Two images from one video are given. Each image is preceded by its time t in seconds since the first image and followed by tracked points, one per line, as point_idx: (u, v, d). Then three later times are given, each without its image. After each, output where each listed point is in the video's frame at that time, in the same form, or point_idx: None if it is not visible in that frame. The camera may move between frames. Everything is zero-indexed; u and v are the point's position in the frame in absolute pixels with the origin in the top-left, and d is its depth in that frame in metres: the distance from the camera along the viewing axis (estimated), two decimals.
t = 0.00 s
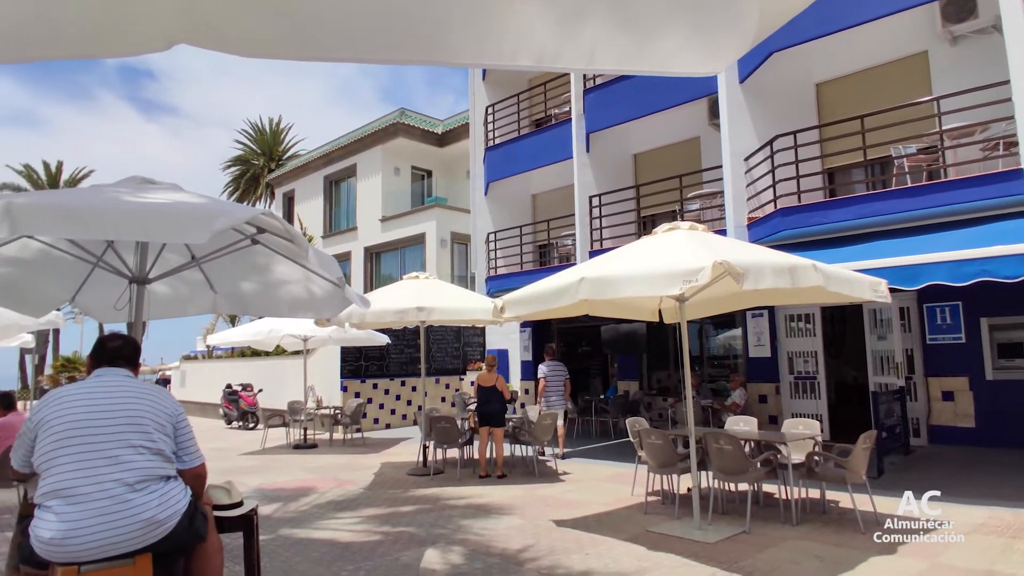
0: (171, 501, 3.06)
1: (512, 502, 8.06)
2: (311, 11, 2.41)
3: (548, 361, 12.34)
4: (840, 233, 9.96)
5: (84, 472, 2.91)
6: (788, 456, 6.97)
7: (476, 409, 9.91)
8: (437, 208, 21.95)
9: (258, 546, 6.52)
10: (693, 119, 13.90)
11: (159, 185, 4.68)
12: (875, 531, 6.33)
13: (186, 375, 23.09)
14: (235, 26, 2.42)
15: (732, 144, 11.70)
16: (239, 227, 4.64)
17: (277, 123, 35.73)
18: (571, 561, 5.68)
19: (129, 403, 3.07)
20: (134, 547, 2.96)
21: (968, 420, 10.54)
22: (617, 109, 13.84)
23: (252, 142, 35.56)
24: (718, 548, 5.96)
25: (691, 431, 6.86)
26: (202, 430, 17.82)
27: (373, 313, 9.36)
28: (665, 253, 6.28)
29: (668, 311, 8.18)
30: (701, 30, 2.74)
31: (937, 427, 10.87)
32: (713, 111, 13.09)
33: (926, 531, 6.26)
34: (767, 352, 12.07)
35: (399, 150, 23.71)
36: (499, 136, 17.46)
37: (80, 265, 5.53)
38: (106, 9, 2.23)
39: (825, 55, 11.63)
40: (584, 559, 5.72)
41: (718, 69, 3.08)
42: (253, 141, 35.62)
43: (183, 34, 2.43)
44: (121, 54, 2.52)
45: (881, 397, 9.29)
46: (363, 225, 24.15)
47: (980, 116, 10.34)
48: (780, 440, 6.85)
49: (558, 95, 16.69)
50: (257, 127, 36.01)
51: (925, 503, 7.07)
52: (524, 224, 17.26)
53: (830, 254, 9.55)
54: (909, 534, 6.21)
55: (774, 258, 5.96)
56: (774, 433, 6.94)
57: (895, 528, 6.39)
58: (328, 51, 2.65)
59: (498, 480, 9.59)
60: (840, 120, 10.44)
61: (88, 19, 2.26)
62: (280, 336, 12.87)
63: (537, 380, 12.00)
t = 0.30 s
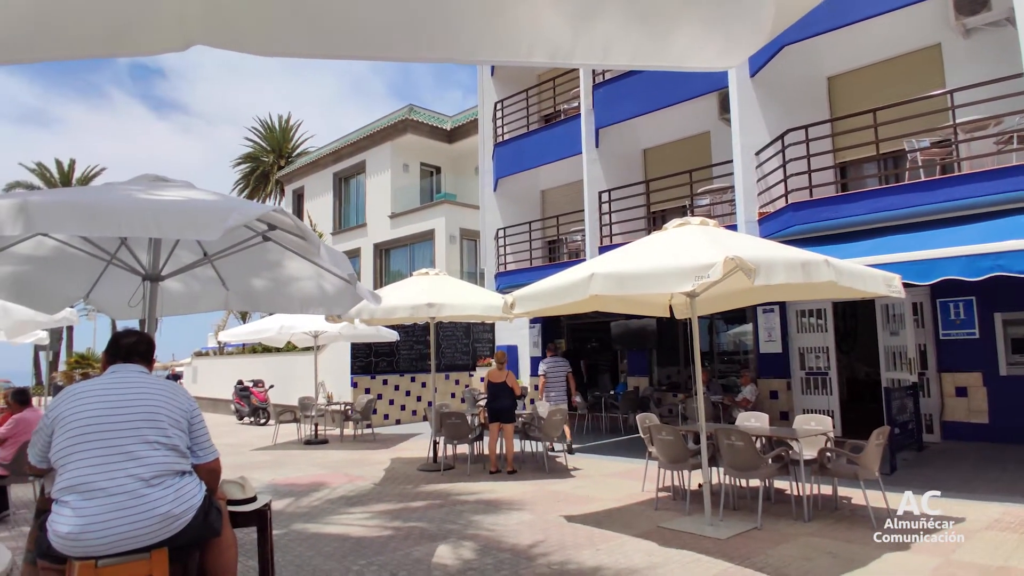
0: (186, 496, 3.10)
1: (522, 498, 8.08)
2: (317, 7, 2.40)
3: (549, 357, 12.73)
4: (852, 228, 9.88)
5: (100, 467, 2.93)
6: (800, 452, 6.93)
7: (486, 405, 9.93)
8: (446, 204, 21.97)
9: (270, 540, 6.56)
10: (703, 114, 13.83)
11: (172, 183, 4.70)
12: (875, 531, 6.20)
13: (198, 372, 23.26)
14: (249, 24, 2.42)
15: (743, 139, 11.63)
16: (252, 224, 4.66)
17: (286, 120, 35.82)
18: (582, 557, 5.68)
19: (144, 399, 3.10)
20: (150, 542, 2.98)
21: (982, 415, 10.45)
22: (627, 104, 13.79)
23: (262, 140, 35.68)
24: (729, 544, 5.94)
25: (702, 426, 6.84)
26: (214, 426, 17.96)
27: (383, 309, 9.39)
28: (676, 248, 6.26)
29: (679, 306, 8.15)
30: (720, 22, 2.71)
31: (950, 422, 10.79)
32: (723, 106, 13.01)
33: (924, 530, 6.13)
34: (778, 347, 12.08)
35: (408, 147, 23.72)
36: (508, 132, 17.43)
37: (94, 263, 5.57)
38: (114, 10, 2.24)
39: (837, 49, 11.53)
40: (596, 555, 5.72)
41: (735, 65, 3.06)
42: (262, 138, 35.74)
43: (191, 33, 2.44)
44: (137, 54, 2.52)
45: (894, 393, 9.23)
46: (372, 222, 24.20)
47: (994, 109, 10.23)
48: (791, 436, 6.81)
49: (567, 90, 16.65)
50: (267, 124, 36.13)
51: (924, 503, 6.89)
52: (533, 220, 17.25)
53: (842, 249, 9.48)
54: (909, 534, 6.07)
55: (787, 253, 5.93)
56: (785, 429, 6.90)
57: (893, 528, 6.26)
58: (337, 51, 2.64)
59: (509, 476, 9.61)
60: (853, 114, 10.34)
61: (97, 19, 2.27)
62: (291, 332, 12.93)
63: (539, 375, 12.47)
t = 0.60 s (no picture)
0: (198, 491, 3.12)
1: (531, 493, 8.09)
2: (323, 3, 2.39)
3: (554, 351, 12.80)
4: (863, 223, 9.82)
5: (113, 462, 2.96)
6: (810, 447, 6.90)
7: (495, 401, 9.94)
8: (454, 200, 21.99)
9: (281, 535, 6.61)
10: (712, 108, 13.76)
11: (182, 180, 4.73)
12: (875, 531, 6.06)
13: (208, 368, 23.43)
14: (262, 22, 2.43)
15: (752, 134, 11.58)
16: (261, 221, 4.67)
17: (294, 117, 35.89)
18: (592, 552, 5.69)
19: (156, 394, 3.13)
20: (164, 536, 3.01)
21: (994, 411, 10.36)
22: (635, 99, 13.74)
23: (270, 137, 35.78)
24: (739, 540, 5.93)
25: (711, 422, 6.82)
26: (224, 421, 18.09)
27: (392, 305, 9.41)
28: (685, 243, 6.23)
29: (687, 301, 8.13)
30: (731, 15, 2.69)
31: (962, 418, 10.71)
32: (732, 100, 12.93)
33: (924, 530, 6.00)
34: (788, 342, 12.03)
35: (415, 143, 23.73)
36: (516, 128, 17.40)
37: (105, 260, 5.61)
38: (122, 6, 2.24)
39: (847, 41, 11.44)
40: (605, 550, 5.73)
41: (745, 58, 3.06)
42: (270, 135, 35.84)
43: (199, 30, 2.44)
44: (148, 51, 2.53)
45: (905, 388, 9.18)
46: (380, 218, 24.25)
47: (1007, 102, 10.12)
48: (802, 432, 6.78)
49: (575, 85, 16.60)
50: (275, 121, 36.21)
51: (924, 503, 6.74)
52: (541, 215, 17.24)
53: (852, 243, 9.42)
54: (909, 534, 5.93)
55: (797, 248, 5.90)
56: (795, 424, 6.87)
57: (894, 528, 6.12)
58: (345, 47, 2.64)
59: (517, 472, 9.62)
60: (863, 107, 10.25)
61: (104, 17, 2.27)
62: (300, 329, 12.98)
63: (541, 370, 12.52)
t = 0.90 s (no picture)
0: (209, 487, 3.14)
1: (539, 489, 8.10)
2: None
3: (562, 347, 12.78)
4: (872, 217, 9.76)
5: (125, 458, 2.98)
6: (819, 443, 6.88)
7: (503, 396, 9.95)
8: (460, 197, 22.00)
9: (291, 531, 6.66)
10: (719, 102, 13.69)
11: (190, 178, 4.75)
12: (875, 531, 5.92)
13: (217, 364, 23.55)
14: (271, 17, 2.43)
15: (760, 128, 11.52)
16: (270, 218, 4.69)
17: (301, 114, 35.96)
18: (600, 548, 5.69)
19: (166, 390, 3.15)
20: (175, 531, 3.03)
21: (1004, 406, 10.30)
22: (641, 94, 13.69)
23: (277, 134, 35.86)
24: (747, 535, 5.93)
25: (720, 417, 6.80)
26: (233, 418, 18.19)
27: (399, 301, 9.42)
28: (694, 238, 6.20)
29: (695, 296, 8.11)
30: (740, 8, 2.68)
31: (972, 413, 10.64)
32: (740, 94, 12.86)
33: (925, 530, 5.87)
34: (796, 338, 11.93)
35: (422, 140, 23.73)
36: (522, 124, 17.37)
37: (115, 256, 5.64)
38: (130, 2, 2.25)
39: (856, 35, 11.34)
40: (613, 546, 5.73)
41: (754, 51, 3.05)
42: (277, 133, 35.91)
43: (208, 26, 2.44)
44: (158, 48, 2.54)
45: (915, 383, 9.13)
46: (387, 215, 24.28)
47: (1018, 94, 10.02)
48: (810, 428, 6.76)
49: (581, 80, 16.55)
50: (282, 118, 36.27)
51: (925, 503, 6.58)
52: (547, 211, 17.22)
53: (862, 238, 9.37)
54: (909, 534, 5.80)
55: (806, 243, 5.86)
56: (804, 420, 6.84)
57: (894, 528, 5.98)
58: (352, 43, 2.64)
59: (526, 467, 9.64)
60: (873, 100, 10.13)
61: (113, 13, 2.28)
62: (308, 326, 13.02)
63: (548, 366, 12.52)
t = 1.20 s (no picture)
0: (219, 482, 3.16)
1: (546, 485, 8.11)
2: None
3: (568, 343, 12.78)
4: (881, 211, 9.70)
5: (137, 453, 3.00)
6: (828, 438, 6.85)
7: (510, 392, 9.96)
8: (466, 193, 22.00)
9: (300, 526, 6.70)
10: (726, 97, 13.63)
11: (199, 175, 4.76)
12: (874, 531, 5.78)
13: (225, 361, 23.67)
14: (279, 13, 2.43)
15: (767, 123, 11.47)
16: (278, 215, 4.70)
17: (307, 111, 36.03)
18: (608, 543, 5.70)
19: (177, 386, 3.16)
20: (186, 527, 3.06)
21: (1014, 401, 10.23)
22: (647, 88, 13.65)
23: (283, 132, 35.94)
24: (755, 531, 5.92)
25: (728, 413, 6.78)
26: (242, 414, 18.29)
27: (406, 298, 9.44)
28: (701, 233, 6.19)
29: (703, 292, 8.09)
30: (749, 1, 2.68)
31: (982, 408, 10.58)
32: (747, 88, 12.79)
33: (925, 530, 5.72)
34: (803, 333, 11.92)
35: (428, 136, 23.74)
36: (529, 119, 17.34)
37: (124, 254, 5.68)
38: (142, 1, 2.27)
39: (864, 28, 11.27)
40: (621, 541, 5.74)
41: (763, 43, 3.04)
42: (283, 130, 35.98)
43: (216, 23, 2.45)
44: (168, 45, 2.56)
45: (924, 378, 9.09)
46: (393, 212, 24.31)
47: None
48: (819, 423, 6.73)
49: (587, 76, 16.51)
50: (288, 116, 36.33)
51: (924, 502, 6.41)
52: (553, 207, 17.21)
53: (871, 233, 9.31)
54: (908, 534, 5.66)
55: (814, 237, 5.83)
56: (812, 415, 6.81)
57: (893, 528, 5.84)
58: (363, 39, 2.66)
59: (533, 463, 9.65)
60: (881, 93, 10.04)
61: (121, 12, 2.30)
62: (315, 322, 13.06)
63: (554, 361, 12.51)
